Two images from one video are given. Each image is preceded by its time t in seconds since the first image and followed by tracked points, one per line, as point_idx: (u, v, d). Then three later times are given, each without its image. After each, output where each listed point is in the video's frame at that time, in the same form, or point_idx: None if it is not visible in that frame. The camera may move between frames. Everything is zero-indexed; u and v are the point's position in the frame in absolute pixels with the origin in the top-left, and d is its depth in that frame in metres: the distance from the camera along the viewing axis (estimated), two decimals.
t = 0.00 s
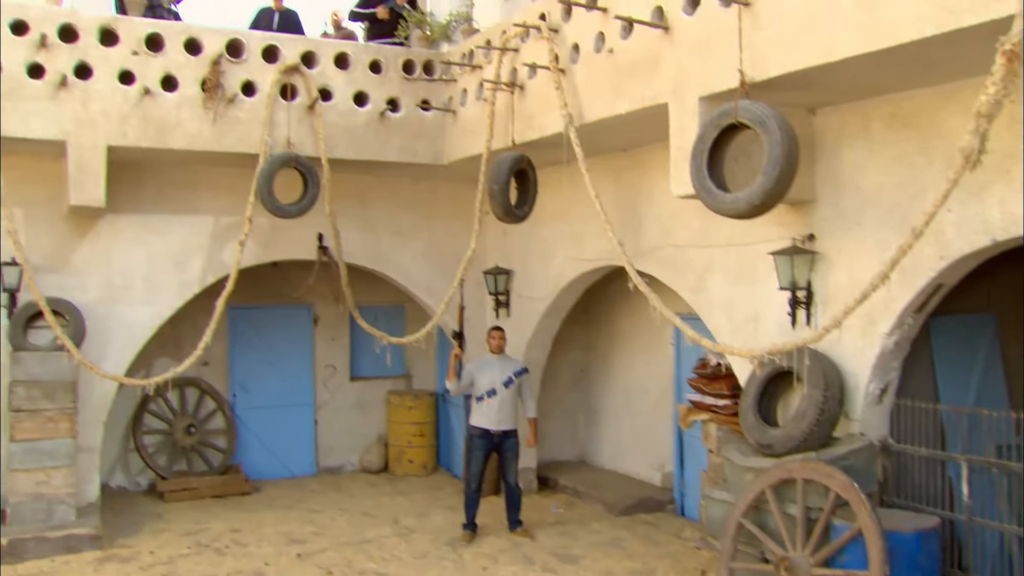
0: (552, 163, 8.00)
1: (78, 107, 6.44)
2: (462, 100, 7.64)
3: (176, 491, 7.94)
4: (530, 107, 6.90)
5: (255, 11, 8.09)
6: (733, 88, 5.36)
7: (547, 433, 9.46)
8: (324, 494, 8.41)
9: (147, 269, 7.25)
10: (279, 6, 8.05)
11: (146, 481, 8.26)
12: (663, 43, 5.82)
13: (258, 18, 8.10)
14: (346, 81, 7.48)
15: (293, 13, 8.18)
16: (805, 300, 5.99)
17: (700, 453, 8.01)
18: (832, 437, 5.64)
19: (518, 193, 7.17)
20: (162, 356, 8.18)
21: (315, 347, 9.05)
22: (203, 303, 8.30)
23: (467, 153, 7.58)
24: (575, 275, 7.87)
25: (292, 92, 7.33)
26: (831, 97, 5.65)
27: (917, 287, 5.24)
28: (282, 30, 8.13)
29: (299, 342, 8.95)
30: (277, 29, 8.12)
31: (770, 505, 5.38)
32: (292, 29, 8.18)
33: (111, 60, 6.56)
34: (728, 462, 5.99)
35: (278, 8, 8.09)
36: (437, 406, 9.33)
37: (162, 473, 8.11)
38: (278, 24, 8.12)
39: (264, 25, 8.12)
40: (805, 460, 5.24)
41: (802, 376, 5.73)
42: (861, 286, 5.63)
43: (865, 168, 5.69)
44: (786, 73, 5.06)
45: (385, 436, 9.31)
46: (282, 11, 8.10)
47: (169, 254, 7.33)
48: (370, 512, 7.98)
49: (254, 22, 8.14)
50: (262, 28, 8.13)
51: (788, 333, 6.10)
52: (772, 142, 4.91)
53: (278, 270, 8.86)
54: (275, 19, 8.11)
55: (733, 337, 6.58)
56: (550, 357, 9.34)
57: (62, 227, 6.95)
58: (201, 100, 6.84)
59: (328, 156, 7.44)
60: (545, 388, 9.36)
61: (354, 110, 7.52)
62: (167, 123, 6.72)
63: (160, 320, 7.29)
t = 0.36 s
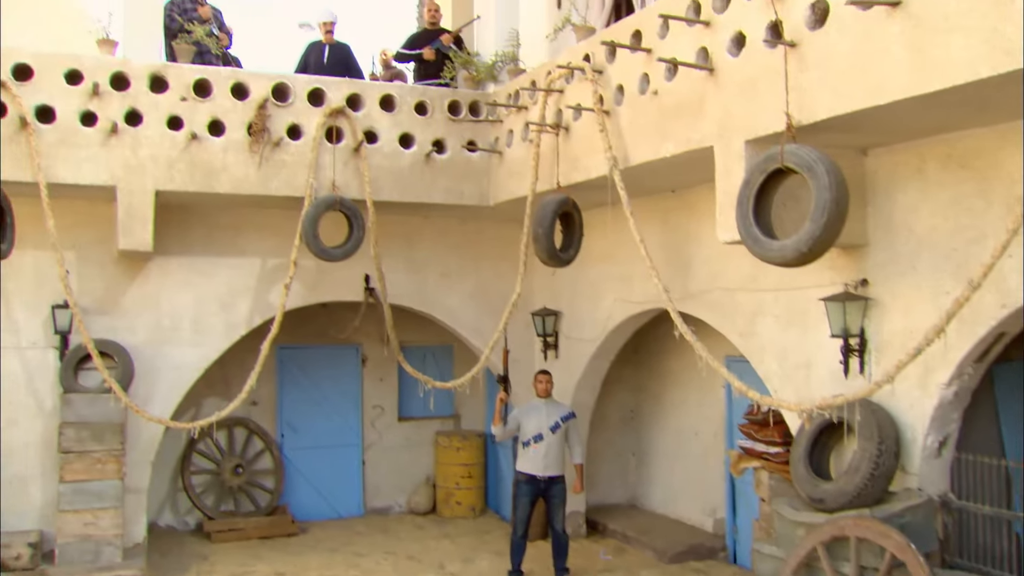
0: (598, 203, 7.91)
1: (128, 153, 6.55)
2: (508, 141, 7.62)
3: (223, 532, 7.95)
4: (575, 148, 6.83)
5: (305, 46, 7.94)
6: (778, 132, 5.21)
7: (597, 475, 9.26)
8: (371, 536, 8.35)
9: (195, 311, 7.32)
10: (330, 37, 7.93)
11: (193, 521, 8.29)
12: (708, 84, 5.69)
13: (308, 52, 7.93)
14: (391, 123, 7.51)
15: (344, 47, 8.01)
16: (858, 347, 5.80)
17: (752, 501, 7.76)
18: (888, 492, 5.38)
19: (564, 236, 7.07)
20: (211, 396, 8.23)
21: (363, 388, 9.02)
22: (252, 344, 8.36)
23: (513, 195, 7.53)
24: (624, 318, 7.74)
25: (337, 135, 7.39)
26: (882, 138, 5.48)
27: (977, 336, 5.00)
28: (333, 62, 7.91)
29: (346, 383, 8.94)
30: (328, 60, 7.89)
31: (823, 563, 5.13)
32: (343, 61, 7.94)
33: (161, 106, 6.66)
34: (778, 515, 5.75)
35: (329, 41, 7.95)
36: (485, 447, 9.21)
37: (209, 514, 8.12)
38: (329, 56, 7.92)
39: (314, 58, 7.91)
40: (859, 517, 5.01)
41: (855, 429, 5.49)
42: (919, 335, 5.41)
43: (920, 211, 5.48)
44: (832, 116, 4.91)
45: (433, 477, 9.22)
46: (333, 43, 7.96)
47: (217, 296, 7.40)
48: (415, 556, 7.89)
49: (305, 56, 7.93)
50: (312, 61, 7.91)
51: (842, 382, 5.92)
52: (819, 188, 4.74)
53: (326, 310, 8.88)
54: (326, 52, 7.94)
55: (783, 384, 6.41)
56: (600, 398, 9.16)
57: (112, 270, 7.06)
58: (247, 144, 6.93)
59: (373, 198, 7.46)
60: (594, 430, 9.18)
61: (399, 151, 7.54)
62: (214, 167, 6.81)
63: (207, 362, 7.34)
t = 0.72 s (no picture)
0: (626, 234, 7.76)
1: (152, 187, 6.54)
2: (535, 171, 7.52)
3: (249, 565, 7.86)
4: (601, 180, 6.71)
5: (324, 71, 8.20)
6: (807, 165, 5.03)
7: (628, 510, 9.03)
8: (397, 571, 8.22)
9: (219, 343, 7.28)
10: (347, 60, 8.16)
11: (220, 553, 8.24)
12: (736, 115, 5.52)
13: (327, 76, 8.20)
14: (417, 154, 7.44)
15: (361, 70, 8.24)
16: (894, 388, 5.57)
17: (788, 540, 7.50)
18: (928, 540, 5.12)
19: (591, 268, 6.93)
20: (237, 427, 8.17)
21: (391, 420, 8.90)
22: (279, 375, 8.31)
23: (541, 226, 7.41)
24: (654, 351, 7.55)
25: (362, 166, 7.33)
26: (917, 170, 5.26)
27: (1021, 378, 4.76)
28: (351, 85, 8.14)
29: (374, 414, 8.83)
30: (347, 84, 8.14)
31: None
32: (361, 84, 8.20)
33: (184, 139, 6.65)
34: (812, 561, 5.49)
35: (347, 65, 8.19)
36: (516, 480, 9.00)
37: (234, 548, 8.05)
38: (347, 80, 8.16)
39: (333, 82, 8.16)
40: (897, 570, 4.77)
41: (891, 475, 5.26)
42: (959, 376, 5.17)
43: (959, 246, 5.25)
44: (863, 149, 4.71)
45: (462, 510, 9.03)
46: (350, 66, 8.21)
47: (242, 329, 7.35)
48: None
49: (323, 80, 8.20)
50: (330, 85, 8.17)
51: (878, 423, 5.68)
52: (849, 225, 4.56)
53: (353, 340, 8.79)
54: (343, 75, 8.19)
55: (817, 423, 6.17)
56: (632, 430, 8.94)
57: (137, 302, 7.06)
58: (270, 177, 6.92)
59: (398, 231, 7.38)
60: (626, 464, 8.96)
61: (425, 182, 7.46)
62: (238, 200, 6.80)
63: (231, 395, 7.30)
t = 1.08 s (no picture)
0: (648, 262, 7.58)
1: (167, 217, 6.48)
2: (556, 197, 7.37)
3: None
4: (623, 208, 6.53)
5: (339, 90, 8.36)
6: (832, 196, 4.82)
7: (654, 543, 8.78)
8: None
9: (236, 373, 7.18)
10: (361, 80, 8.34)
11: None
12: (758, 143, 5.32)
13: (342, 94, 8.35)
14: (435, 181, 7.33)
15: (377, 88, 8.41)
16: (927, 426, 5.30)
17: None
18: None
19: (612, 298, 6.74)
20: (256, 457, 8.07)
21: (413, 450, 8.73)
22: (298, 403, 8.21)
23: (562, 254, 7.25)
24: (679, 382, 7.34)
25: (379, 194, 7.23)
26: (949, 199, 5.02)
27: None
28: (366, 103, 8.31)
29: (395, 443, 8.66)
30: (360, 102, 8.30)
31: None
32: (373, 101, 8.34)
33: (199, 168, 6.60)
34: None
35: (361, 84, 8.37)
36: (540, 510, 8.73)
37: None
38: (361, 98, 8.32)
39: (347, 100, 8.32)
40: None
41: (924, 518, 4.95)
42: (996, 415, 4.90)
43: (994, 277, 5.00)
44: (890, 179, 4.49)
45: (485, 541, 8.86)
46: (364, 85, 8.35)
47: (259, 358, 7.26)
48: None
49: (337, 96, 8.38)
50: (345, 103, 8.32)
51: (910, 462, 5.43)
52: (875, 260, 4.36)
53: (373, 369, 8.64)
54: (358, 93, 8.35)
55: (847, 461, 5.92)
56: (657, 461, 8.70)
57: (153, 332, 6.94)
58: (286, 207, 6.84)
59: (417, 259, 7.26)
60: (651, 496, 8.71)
61: (444, 210, 7.34)
62: (253, 229, 6.73)
63: (248, 426, 7.19)
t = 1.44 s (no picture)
0: (665, 284, 7.38)
1: (176, 240, 6.38)
2: (574, 218, 7.19)
3: None
4: (641, 230, 6.33)
5: (359, 107, 7.95)
6: (855, 221, 4.59)
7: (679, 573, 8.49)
8: None
9: (247, 398, 7.04)
10: (383, 95, 7.92)
11: None
12: (779, 164, 5.09)
13: (362, 111, 7.94)
14: (450, 202, 7.17)
15: (398, 103, 7.96)
16: (961, 461, 5.01)
17: None
18: None
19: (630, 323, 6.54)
20: (270, 482, 7.95)
21: (431, 474, 8.52)
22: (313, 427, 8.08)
23: (581, 276, 7.05)
24: (702, 408, 7.09)
25: (393, 216, 7.09)
26: (982, 222, 4.75)
27: None
28: (386, 119, 7.87)
29: (413, 467, 8.47)
30: (380, 118, 7.87)
31: None
32: (399, 117, 7.90)
33: (209, 190, 6.49)
34: None
35: (383, 100, 7.94)
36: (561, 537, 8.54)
37: None
38: (381, 114, 7.89)
39: (367, 116, 7.90)
40: None
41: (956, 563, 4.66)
42: None
43: None
44: (917, 204, 4.24)
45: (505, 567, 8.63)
46: (386, 100, 7.92)
47: (272, 382, 7.13)
48: None
49: (357, 114, 7.95)
50: (365, 120, 7.91)
51: (944, 499, 5.14)
52: (900, 291, 4.14)
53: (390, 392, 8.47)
54: (378, 109, 7.93)
55: (876, 495, 5.64)
56: (680, 487, 8.45)
57: (164, 356, 6.82)
58: (298, 229, 6.72)
59: (431, 281, 7.09)
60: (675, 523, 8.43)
61: (459, 231, 7.17)
62: (264, 251, 6.61)
63: (260, 452, 7.05)
